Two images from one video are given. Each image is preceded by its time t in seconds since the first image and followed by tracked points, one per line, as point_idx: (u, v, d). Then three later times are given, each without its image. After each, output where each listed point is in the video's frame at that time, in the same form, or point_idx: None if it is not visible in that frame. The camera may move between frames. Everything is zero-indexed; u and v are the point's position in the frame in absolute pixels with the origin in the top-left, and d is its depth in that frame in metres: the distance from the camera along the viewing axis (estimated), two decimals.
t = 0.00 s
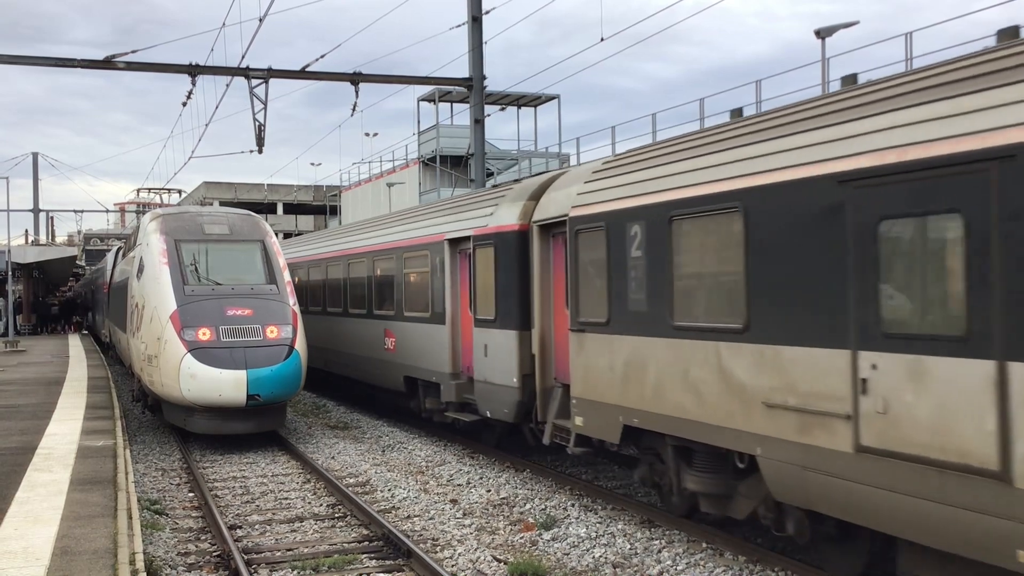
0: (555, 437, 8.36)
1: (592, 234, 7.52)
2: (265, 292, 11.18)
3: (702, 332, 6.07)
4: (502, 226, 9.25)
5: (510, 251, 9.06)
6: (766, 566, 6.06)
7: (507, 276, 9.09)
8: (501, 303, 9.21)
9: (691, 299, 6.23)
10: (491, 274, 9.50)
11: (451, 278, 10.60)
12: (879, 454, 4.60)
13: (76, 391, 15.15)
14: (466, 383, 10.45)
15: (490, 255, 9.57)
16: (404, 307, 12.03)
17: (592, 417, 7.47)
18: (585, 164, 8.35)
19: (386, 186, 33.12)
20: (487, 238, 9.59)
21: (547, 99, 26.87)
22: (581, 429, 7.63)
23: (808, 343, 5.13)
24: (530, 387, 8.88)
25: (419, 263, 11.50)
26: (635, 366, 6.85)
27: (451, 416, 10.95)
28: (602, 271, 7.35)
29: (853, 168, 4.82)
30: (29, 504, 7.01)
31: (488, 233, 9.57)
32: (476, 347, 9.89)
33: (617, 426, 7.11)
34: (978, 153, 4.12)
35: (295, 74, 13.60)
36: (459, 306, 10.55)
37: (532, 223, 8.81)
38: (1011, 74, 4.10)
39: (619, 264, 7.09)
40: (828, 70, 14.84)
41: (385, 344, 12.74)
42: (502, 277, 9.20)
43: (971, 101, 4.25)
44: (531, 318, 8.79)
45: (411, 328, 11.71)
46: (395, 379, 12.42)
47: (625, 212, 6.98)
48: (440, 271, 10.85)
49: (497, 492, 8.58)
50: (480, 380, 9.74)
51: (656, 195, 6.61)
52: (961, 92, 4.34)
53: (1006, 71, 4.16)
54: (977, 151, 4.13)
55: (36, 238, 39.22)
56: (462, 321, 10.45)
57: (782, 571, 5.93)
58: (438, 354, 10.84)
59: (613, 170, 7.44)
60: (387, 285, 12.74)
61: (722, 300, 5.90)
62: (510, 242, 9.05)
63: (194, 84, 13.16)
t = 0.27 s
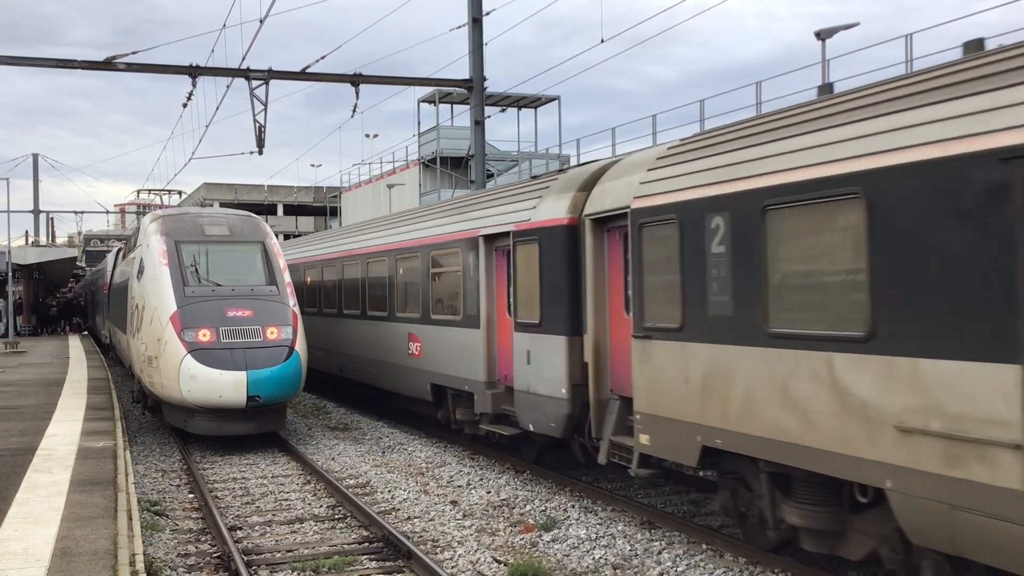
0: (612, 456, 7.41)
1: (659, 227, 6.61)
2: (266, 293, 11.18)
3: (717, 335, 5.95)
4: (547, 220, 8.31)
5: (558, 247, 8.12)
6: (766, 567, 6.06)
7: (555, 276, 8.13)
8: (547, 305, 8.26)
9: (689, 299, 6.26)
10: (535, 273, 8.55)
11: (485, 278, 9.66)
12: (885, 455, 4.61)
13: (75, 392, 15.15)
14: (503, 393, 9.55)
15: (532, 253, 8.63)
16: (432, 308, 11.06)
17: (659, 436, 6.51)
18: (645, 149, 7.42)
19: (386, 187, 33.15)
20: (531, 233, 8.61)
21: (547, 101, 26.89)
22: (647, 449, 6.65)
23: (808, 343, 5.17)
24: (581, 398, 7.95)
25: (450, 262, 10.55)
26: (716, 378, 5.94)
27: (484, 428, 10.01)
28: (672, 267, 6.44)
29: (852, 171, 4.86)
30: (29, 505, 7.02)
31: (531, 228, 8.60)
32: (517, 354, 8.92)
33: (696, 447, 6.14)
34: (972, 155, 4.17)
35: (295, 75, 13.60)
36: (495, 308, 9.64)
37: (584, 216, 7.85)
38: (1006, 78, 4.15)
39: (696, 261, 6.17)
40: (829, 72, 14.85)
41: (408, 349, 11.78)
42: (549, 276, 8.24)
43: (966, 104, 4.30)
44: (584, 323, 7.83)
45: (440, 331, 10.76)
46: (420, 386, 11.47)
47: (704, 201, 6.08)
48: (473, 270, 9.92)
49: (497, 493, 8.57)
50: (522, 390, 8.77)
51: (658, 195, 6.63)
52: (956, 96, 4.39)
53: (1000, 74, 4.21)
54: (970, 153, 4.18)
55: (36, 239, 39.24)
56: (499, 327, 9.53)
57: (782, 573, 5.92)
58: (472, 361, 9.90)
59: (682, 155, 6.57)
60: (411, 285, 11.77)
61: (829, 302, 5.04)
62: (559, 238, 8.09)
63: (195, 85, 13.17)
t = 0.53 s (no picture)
0: (685, 480, 6.52)
1: (749, 217, 5.71)
2: (266, 294, 11.18)
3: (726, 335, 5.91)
4: (605, 211, 7.37)
5: (618, 242, 7.18)
6: (766, 568, 6.05)
7: (615, 273, 7.21)
8: (604, 306, 7.36)
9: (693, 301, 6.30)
10: (589, 271, 7.63)
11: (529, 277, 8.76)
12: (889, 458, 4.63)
13: (76, 393, 15.16)
14: (549, 404, 8.66)
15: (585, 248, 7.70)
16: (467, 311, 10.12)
17: (748, 459, 5.65)
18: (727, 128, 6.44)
19: (386, 188, 33.16)
20: (587, 227, 7.67)
21: (547, 102, 26.89)
22: (734, 474, 5.79)
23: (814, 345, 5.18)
24: (645, 411, 7.06)
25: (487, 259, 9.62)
26: (827, 394, 5.05)
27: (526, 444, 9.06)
28: (768, 263, 5.55)
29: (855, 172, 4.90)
30: (29, 506, 7.02)
31: (587, 220, 7.67)
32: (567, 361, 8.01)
33: (798, 475, 5.26)
34: (977, 156, 4.22)
35: (295, 76, 13.61)
36: (540, 310, 8.75)
37: (648, 206, 6.89)
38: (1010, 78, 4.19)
39: (800, 258, 5.31)
40: (829, 72, 14.86)
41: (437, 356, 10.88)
42: (606, 274, 7.34)
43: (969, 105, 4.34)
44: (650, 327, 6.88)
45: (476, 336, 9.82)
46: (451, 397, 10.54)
47: (811, 187, 5.21)
48: (513, 268, 9.03)
49: (497, 494, 8.57)
50: (574, 401, 7.85)
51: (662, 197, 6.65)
52: (961, 97, 4.43)
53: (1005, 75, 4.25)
54: (974, 154, 4.23)
55: (37, 240, 39.26)
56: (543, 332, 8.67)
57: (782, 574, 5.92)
58: (513, 369, 8.98)
59: (773, 135, 5.71)
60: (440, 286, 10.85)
61: (903, 306, 4.62)
62: (620, 232, 7.15)
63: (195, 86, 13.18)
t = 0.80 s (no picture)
0: (783, 511, 5.66)
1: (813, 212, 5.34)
2: (266, 295, 11.19)
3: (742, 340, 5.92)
4: (682, 200, 6.52)
5: (695, 234, 6.37)
6: (766, 569, 6.06)
7: (694, 271, 6.38)
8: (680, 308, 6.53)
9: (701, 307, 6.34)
10: (660, 269, 6.79)
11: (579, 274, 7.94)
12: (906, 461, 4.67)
13: (75, 394, 15.16)
14: (606, 416, 7.85)
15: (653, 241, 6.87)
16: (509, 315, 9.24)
17: (874, 487, 4.87)
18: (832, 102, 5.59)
19: (386, 189, 33.16)
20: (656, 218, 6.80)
21: (547, 102, 26.90)
22: (856, 507, 5.00)
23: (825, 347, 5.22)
24: (729, 427, 6.25)
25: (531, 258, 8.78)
26: (904, 402, 4.68)
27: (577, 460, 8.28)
28: (903, 256, 4.76)
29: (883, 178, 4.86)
30: (28, 507, 7.02)
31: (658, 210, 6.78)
32: (631, 371, 7.15)
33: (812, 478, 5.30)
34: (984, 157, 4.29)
35: (294, 77, 13.61)
36: (594, 313, 7.94)
37: (734, 194, 6.08)
38: (1013, 77, 4.26)
39: (945, 242, 4.50)
40: (829, 73, 14.85)
41: (471, 363, 10.00)
42: (679, 272, 6.56)
43: (971, 105, 4.43)
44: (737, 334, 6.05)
45: (522, 341, 8.96)
46: (489, 410, 9.66)
47: (960, 164, 4.41)
48: (564, 266, 8.21)
49: (497, 495, 8.57)
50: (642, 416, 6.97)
51: (668, 198, 6.67)
52: (964, 96, 4.50)
53: (1007, 76, 4.33)
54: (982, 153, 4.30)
55: (36, 241, 39.28)
56: (600, 338, 7.85)
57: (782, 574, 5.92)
58: (566, 379, 8.13)
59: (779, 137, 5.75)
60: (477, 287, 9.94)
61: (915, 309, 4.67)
62: (699, 223, 6.33)
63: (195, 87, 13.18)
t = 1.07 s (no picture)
0: (922, 551, 4.68)
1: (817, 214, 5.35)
2: (267, 295, 11.19)
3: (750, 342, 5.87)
4: (784, 182, 5.56)
5: (802, 221, 5.41)
6: (766, 569, 6.06)
7: (804, 265, 5.40)
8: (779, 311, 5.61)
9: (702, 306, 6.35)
10: (753, 266, 5.84)
11: (882, 263, 4.93)
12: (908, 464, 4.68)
13: (75, 394, 15.15)
14: (677, 433, 6.86)
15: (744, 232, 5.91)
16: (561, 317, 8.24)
17: None
18: (968, 65, 4.74)
19: (386, 189, 33.14)
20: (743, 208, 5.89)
21: (547, 102, 26.89)
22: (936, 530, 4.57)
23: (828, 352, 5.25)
24: (843, 450, 5.32)
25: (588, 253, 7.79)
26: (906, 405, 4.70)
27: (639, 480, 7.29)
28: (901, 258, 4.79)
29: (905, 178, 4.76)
30: (29, 507, 7.02)
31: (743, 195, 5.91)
32: (715, 383, 6.19)
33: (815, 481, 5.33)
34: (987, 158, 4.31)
35: (295, 78, 13.61)
36: (662, 317, 6.99)
37: (855, 172, 5.11)
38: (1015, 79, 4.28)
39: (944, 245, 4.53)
40: (829, 73, 14.85)
41: (513, 370, 9.04)
42: (778, 269, 5.62)
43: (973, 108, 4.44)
44: (857, 339, 5.11)
45: (576, 347, 7.99)
46: (535, 422, 8.67)
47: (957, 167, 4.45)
48: (627, 262, 7.21)
49: (497, 495, 8.57)
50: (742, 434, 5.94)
51: (668, 198, 6.69)
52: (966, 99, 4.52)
53: (1008, 77, 4.35)
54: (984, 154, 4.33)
55: (36, 241, 39.24)
56: (670, 343, 6.93)
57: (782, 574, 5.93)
58: (631, 391, 7.12)
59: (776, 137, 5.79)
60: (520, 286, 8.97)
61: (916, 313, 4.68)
62: (806, 210, 5.37)
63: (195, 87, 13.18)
